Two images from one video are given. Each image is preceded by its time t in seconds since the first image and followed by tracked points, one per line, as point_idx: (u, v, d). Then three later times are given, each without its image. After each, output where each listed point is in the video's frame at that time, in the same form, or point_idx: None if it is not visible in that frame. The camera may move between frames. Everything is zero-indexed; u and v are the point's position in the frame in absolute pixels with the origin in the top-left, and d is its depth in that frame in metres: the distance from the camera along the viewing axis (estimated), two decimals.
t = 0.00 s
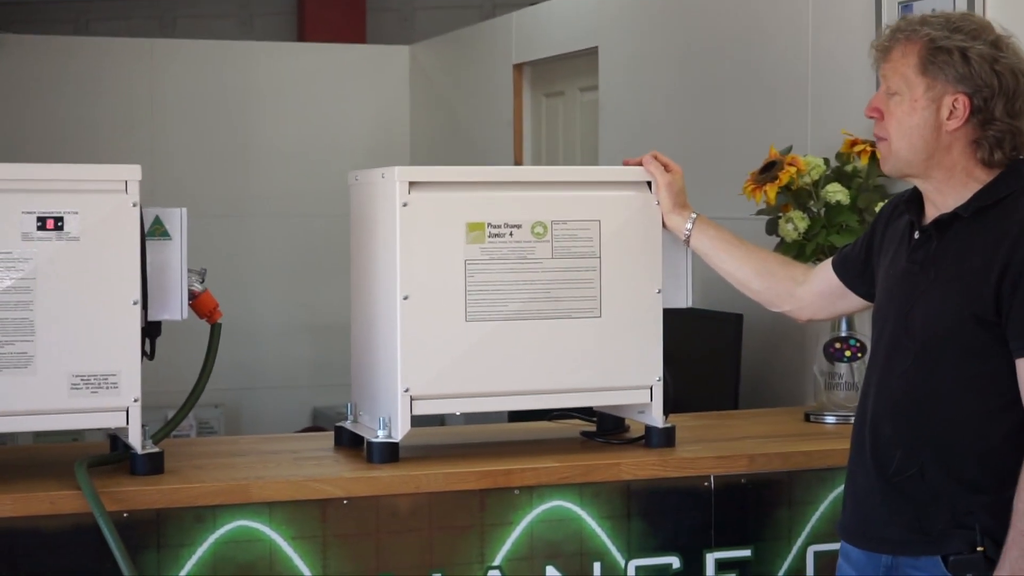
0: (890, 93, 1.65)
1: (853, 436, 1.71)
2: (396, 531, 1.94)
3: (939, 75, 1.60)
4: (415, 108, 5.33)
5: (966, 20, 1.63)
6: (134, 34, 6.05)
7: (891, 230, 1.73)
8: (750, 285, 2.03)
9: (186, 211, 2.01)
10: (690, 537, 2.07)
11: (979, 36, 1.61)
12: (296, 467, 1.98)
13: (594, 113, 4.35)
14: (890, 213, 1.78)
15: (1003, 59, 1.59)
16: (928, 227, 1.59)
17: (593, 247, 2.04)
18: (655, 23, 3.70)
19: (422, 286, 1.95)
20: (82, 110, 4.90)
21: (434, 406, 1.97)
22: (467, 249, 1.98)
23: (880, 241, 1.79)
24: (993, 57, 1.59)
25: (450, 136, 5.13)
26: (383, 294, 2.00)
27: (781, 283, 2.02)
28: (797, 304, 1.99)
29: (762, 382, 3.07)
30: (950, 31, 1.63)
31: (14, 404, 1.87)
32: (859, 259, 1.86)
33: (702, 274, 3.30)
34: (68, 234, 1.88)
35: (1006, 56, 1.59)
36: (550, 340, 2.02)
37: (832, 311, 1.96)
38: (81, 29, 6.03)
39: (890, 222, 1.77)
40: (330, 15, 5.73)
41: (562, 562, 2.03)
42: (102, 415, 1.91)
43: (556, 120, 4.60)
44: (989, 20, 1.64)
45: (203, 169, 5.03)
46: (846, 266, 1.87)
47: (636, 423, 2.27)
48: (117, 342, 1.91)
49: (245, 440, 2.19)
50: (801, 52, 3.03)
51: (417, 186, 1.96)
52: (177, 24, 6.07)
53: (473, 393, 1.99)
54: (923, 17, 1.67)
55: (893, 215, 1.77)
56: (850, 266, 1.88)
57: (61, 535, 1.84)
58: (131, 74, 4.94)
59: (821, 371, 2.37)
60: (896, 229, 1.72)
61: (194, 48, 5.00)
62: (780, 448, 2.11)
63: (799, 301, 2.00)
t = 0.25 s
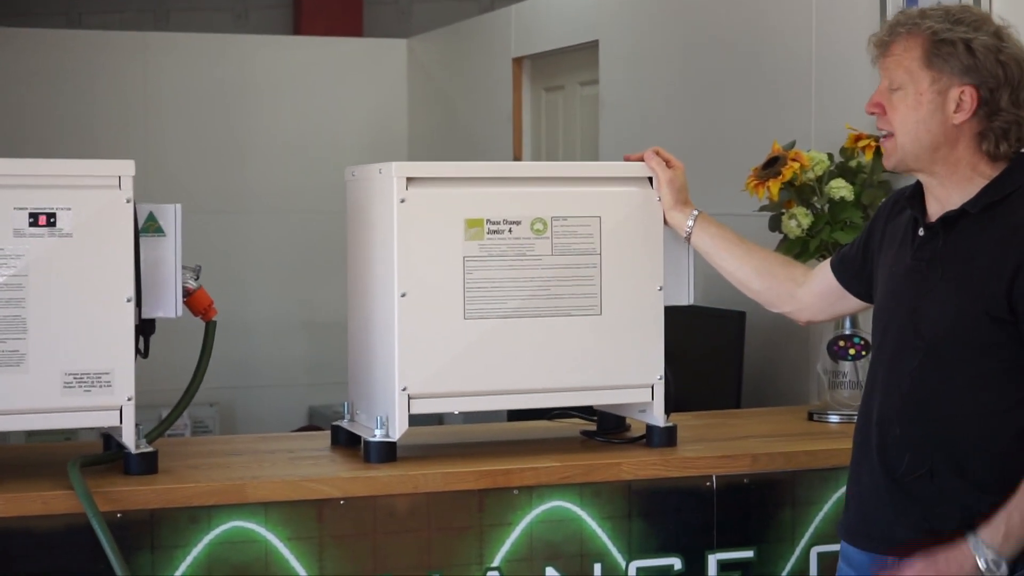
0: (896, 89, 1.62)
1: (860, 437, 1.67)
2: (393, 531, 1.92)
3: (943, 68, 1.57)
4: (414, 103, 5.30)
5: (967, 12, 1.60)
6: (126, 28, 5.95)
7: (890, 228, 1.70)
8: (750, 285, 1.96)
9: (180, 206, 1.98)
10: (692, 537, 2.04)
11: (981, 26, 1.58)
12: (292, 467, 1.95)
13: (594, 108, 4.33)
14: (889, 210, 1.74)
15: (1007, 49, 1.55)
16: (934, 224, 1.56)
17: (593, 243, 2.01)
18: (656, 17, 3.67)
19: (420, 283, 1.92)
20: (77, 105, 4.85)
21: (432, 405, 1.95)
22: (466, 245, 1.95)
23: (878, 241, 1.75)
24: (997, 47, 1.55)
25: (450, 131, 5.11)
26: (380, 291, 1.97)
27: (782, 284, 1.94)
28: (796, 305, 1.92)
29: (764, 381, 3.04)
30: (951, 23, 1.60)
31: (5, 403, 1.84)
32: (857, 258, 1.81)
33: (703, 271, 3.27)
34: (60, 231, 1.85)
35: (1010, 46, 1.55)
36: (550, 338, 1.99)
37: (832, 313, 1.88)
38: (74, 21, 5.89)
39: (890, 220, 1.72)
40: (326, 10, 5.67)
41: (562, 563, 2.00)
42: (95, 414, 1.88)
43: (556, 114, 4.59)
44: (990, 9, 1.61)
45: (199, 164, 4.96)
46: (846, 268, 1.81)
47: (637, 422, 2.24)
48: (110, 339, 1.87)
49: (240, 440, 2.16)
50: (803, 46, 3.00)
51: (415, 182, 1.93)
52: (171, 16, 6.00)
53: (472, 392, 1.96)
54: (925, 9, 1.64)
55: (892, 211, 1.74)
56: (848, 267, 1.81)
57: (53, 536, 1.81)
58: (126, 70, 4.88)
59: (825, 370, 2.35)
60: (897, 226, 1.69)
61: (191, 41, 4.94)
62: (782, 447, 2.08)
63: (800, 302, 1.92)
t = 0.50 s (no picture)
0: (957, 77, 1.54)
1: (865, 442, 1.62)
2: (391, 533, 1.89)
3: (992, 63, 1.56)
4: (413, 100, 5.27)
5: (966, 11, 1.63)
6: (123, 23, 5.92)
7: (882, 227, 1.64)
8: (749, 287, 1.92)
9: (175, 204, 1.95)
10: (694, 539, 2.01)
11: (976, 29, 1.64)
12: (288, 468, 1.92)
13: (595, 104, 4.31)
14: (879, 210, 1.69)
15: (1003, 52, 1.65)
16: (943, 220, 1.52)
17: (594, 242, 1.98)
18: (657, 14, 3.64)
19: (418, 281, 1.89)
20: (73, 101, 4.82)
21: (430, 405, 1.92)
22: (464, 243, 1.92)
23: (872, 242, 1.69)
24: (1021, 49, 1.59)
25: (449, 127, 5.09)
26: (378, 289, 1.95)
27: (781, 287, 1.89)
28: (794, 308, 1.87)
29: (767, 381, 3.01)
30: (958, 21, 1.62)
31: None
32: (850, 258, 1.76)
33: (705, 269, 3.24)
34: (53, 229, 1.82)
35: None
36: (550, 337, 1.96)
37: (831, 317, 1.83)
38: (66, 16, 5.85)
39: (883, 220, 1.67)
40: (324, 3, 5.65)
41: (562, 566, 1.97)
42: (89, 414, 1.85)
43: (556, 111, 4.56)
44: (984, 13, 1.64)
45: (195, 159, 4.94)
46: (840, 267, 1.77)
47: (639, 423, 2.21)
48: (103, 339, 1.84)
49: (236, 441, 2.13)
50: (805, 42, 2.98)
51: (412, 179, 1.90)
52: (166, 10, 5.98)
53: (470, 392, 1.93)
54: (946, 2, 1.60)
55: (886, 206, 1.68)
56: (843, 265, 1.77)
57: (45, 539, 1.78)
58: (123, 66, 4.85)
59: (829, 369, 2.32)
60: (894, 220, 1.64)
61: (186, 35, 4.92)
62: (785, 448, 2.05)
63: (799, 306, 1.87)
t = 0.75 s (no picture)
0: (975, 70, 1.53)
1: (871, 445, 1.59)
2: (388, 536, 1.86)
3: (1007, 63, 1.54)
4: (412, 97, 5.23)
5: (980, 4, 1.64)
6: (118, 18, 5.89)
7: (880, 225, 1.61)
8: (751, 287, 1.89)
9: (170, 202, 1.92)
10: (696, 542, 1.99)
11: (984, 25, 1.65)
12: (284, 470, 1.89)
13: (595, 101, 4.28)
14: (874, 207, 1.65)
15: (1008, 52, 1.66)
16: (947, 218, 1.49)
17: (594, 240, 1.95)
18: (657, 10, 3.62)
19: (415, 281, 1.87)
20: (68, 98, 4.79)
21: (428, 407, 1.89)
22: (463, 242, 1.89)
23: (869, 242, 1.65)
24: None
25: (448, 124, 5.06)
26: (375, 288, 1.92)
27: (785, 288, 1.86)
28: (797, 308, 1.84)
29: (770, 381, 2.98)
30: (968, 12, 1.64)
31: None
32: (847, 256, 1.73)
33: (707, 268, 3.21)
34: (46, 227, 1.79)
35: None
36: (550, 337, 1.93)
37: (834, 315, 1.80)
38: (59, 12, 5.86)
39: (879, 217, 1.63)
40: None
41: (562, 569, 1.94)
42: (82, 416, 1.82)
43: (556, 108, 4.54)
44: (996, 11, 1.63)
45: (190, 156, 4.91)
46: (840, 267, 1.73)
47: (639, 424, 2.19)
48: (97, 339, 1.81)
49: (231, 442, 2.11)
50: (808, 39, 2.95)
51: (410, 177, 1.87)
52: (162, 8, 5.95)
53: (468, 392, 1.90)
54: None
55: (882, 202, 1.64)
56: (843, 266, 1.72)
57: (36, 542, 1.75)
58: (118, 61, 4.82)
59: (834, 369, 2.29)
60: (892, 216, 1.60)
61: (181, 30, 4.86)
62: (789, 450, 2.03)
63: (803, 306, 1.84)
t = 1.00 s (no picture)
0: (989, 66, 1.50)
1: (870, 448, 1.54)
2: (386, 540, 1.83)
3: None
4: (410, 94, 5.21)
5: None
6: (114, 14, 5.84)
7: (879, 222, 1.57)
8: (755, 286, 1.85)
9: (165, 201, 1.89)
10: (698, 545, 1.96)
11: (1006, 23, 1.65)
12: (281, 472, 1.86)
13: (595, 98, 4.25)
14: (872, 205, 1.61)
15: None
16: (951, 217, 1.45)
17: (595, 239, 1.92)
18: (658, 8, 3.59)
19: (414, 280, 1.84)
20: (65, 95, 4.74)
21: (426, 408, 1.86)
22: (462, 241, 1.87)
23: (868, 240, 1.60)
24: None
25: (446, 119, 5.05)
26: (373, 288, 1.89)
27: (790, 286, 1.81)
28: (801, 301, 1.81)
29: (773, 382, 2.96)
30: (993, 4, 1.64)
31: None
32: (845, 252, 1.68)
33: (708, 268, 3.18)
34: (39, 227, 1.77)
35: None
36: (550, 337, 1.90)
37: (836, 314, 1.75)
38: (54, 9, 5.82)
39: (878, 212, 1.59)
40: None
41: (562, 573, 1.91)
42: (75, 417, 1.79)
43: (556, 105, 4.52)
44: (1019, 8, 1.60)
45: (188, 155, 4.85)
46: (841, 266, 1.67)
47: (640, 426, 2.16)
48: (91, 340, 1.79)
49: (227, 445, 2.08)
50: (810, 37, 2.93)
51: (408, 175, 1.85)
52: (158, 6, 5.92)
53: (467, 394, 1.88)
54: None
55: (882, 198, 1.60)
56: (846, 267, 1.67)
57: (28, 546, 1.72)
58: (117, 58, 4.77)
59: (837, 370, 2.27)
60: (893, 213, 1.56)
61: (179, 27, 4.82)
62: (792, 452, 2.00)
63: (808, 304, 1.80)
